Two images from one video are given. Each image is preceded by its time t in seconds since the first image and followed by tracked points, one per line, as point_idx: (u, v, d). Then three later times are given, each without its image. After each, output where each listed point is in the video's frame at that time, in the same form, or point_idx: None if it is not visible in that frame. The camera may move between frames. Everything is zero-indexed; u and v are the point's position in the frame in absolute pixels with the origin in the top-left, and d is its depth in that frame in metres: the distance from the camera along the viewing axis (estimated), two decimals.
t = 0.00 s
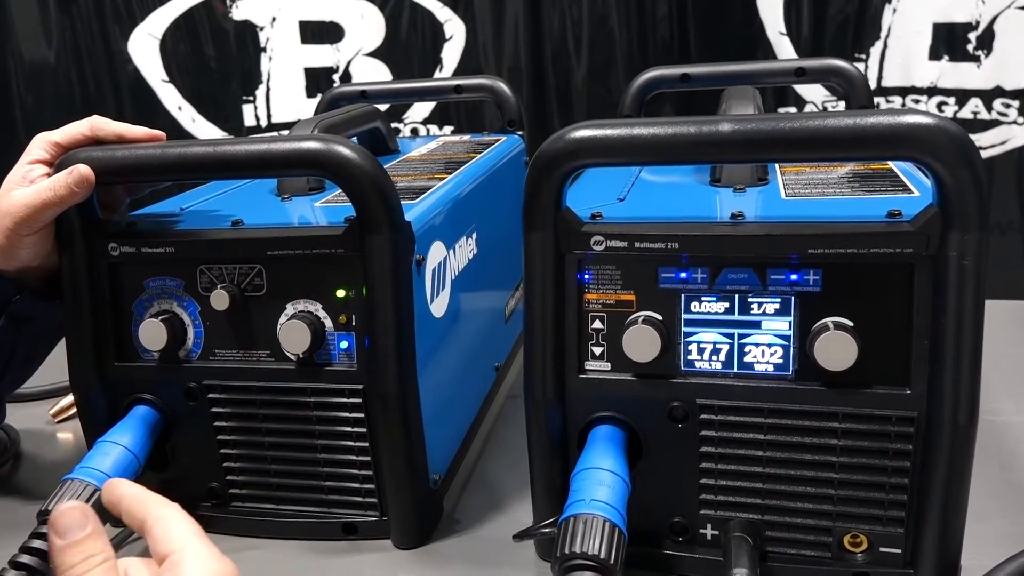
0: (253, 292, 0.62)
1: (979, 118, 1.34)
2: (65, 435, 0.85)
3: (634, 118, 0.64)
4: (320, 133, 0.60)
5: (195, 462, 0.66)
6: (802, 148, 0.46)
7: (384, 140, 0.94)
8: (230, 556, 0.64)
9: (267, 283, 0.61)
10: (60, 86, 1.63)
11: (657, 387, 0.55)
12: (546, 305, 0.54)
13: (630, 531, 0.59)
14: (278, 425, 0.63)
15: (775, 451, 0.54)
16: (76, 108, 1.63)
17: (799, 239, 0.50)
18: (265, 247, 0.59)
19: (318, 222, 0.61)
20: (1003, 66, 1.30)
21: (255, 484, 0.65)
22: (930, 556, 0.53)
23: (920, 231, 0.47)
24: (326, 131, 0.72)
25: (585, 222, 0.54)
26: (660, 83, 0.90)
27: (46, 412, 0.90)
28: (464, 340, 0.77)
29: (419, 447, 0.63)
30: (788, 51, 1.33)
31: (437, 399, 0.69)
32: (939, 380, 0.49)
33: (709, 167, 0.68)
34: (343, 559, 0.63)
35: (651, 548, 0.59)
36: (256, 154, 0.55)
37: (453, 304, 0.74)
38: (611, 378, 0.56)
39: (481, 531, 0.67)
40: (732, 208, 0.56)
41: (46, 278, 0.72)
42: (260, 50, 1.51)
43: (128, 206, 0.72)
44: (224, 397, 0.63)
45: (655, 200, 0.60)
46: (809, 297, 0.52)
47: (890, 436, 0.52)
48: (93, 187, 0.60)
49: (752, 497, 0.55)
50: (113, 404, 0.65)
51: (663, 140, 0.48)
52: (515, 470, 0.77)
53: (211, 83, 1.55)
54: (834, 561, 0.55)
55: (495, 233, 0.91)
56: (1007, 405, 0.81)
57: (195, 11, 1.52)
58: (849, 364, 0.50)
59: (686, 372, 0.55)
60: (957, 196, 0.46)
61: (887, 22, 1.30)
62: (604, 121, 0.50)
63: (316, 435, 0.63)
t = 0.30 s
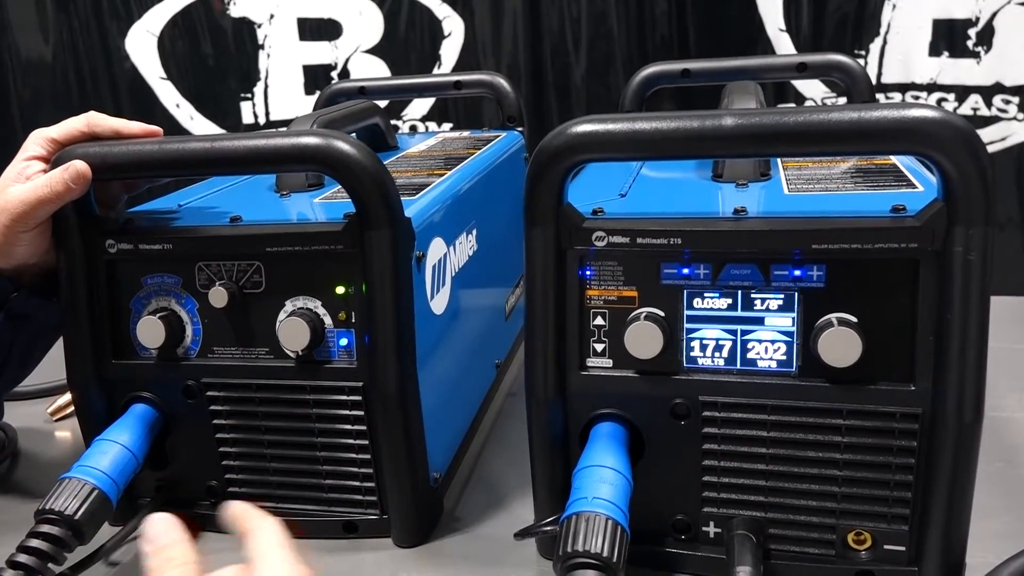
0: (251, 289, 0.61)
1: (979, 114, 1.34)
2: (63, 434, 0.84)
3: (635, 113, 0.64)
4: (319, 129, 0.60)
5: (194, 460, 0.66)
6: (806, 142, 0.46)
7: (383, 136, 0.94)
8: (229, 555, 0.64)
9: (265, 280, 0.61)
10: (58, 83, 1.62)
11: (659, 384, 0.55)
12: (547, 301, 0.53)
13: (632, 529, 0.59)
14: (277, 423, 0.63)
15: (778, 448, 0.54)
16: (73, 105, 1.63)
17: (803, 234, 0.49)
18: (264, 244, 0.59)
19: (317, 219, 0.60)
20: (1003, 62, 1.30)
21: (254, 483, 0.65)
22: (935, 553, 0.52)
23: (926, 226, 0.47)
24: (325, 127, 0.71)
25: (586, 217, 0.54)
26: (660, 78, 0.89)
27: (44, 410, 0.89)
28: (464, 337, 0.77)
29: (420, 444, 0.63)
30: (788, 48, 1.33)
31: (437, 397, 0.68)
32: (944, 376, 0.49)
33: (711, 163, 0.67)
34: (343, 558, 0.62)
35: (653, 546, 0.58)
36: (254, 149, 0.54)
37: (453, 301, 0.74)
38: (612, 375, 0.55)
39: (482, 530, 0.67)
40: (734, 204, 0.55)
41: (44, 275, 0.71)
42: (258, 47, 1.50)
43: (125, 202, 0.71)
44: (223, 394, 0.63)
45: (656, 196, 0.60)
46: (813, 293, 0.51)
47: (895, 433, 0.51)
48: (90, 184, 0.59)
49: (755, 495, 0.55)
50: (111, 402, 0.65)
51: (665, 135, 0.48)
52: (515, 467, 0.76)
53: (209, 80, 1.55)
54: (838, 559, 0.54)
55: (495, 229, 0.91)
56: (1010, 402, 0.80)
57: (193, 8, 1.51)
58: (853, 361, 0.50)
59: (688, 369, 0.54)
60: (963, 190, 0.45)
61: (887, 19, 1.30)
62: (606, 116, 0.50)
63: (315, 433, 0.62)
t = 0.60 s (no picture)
0: (250, 286, 0.61)
1: (979, 111, 1.33)
2: (62, 432, 0.84)
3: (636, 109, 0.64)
4: (318, 125, 0.59)
5: (193, 459, 0.65)
6: (808, 139, 0.45)
7: (382, 133, 0.93)
8: (229, 554, 0.64)
9: (265, 277, 0.60)
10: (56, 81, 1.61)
11: (660, 382, 0.55)
12: (549, 299, 0.53)
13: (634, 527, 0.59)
14: (277, 421, 0.62)
15: (780, 446, 0.53)
16: (72, 103, 1.62)
17: (805, 230, 0.49)
18: (264, 241, 0.59)
19: (317, 216, 0.60)
20: (1003, 59, 1.29)
21: (254, 481, 0.65)
22: (937, 551, 0.52)
23: (928, 223, 0.47)
24: (324, 123, 0.71)
25: (588, 214, 0.53)
26: (661, 75, 0.89)
27: (43, 409, 0.89)
28: (464, 335, 0.77)
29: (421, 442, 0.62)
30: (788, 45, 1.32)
31: (437, 394, 0.68)
32: (947, 374, 0.49)
33: (712, 159, 0.67)
34: (344, 557, 0.62)
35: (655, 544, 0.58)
36: (253, 146, 0.54)
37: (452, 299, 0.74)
38: (614, 373, 0.55)
39: (483, 528, 0.66)
40: (736, 201, 0.55)
41: (42, 273, 0.71)
42: (257, 44, 1.50)
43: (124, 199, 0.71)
44: (222, 393, 0.63)
45: (657, 192, 0.60)
46: (815, 290, 0.51)
47: (897, 431, 0.51)
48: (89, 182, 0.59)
49: (757, 493, 0.55)
50: (110, 401, 0.65)
51: (667, 131, 0.47)
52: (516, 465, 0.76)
53: (208, 78, 1.54)
54: (840, 557, 0.54)
55: (495, 227, 0.91)
56: (1011, 400, 0.80)
57: (192, 5, 1.51)
58: (855, 358, 0.50)
59: (690, 367, 0.54)
60: (966, 187, 0.45)
61: (887, 15, 1.30)
62: (607, 112, 0.50)
63: (315, 431, 0.62)
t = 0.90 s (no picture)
0: (247, 285, 0.61)
1: (977, 109, 1.33)
2: (60, 430, 0.84)
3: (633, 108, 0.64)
4: (315, 123, 0.59)
5: (190, 457, 0.65)
6: (804, 137, 0.45)
7: (380, 132, 0.93)
8: (226, 552, 0.64)
9: (262, 276, 0.60)
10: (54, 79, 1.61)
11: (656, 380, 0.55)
12: (545, 297, 0.53)
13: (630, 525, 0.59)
14: (274, 420, 0.62)
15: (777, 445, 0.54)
16: (70, 102, 1.62)
17: (801, 229, 0.49)
18: (261, 240, 0.59)
19: (313, 214, 0.60)
20: (1001, 57, 1.29)
21: (252, 480, 0.65)
22: (933, 550, 0.52)
23: (924, 221, 0.47)
24: (321, 122, 0.71)
25: (584, 213, 0.53)
26: (659, 73, 0.89)
27: (40, 407, 0.89)
28: (462, 333, 0.77)
29: (418, 441, 0.62)
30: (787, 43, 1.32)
31: (435, 393, 0.68)
32: (943, 372, 0.49)
33: (709, 158, 0.67)
34: (341, 555, 0.62)
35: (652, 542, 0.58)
36: (250, 145, 0.54)
37: (450, 297, 0.74)
38: (610, 372, 0.55)
39: (480, 526, 0.66)
40: (733, 199, 0.55)
41: (39, 271, 0.71)
42: (255, 43, 1.50)
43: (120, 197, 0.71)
44: (220, 391, 0.63)
45: (654, 191, 0.60)
46: (812, 289, 0.51)
47: (893, 429, 0.51)
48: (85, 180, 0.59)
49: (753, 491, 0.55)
50: (107, 399, 0.65)
51: (664, 130, 0.47)
52: (514, 463, 0.76)
53: (206, 76, 1.54)
54: (837, 555, 0.54)
55: (493, 225, 0.91)
56: (1009, 398, 0.80)
57: (190, 4, 1.51)
58: (851, 357, 0.50)
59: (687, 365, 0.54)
60: (962, 185, 0.45)
61: (885, 14, 1.30)
62: (603, 111, 0.50)
63: (313, 430, 0.62)
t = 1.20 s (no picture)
0: (246, 282, 0.61)
1: (976, 106, 1.33)
2: (59, 428, 0.84)
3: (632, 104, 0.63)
4: (314, 120, 0.59)
5: (189, 455, 0.65)
6: (804, 134, 0.45)
7: (379, 129, 0.93)
8: (226, 549, 0.64)
9: (261, 273, 0.60)
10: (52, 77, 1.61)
11: (656, 377, 0.55)
12: (545, 294, 0.53)
13: (630, 521, 0.59)
14: (273, 417, 0.62)
15: (776, 441, 0.54)
16: (68, 100, 1.62)
17: (800, 226, 0.49)
18: (260, 237, 0.59)
19: (313, 212, 0.60)
20: (1001, 54, 1.29)
21: (251, 477, 0.65)
22: (932, 546, 0.52)
23: (924, 218, 0.47)
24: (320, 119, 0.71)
25: (583, 209, 0.53)
26: (659, 70, 0.89)
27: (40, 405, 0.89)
28: (461, 330, 0.77)
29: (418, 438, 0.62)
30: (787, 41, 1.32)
31: (434, 390, 0.68)
32: (942, 368, 0.49)
33: (708, 155, 0.67)
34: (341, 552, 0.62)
35: (651, 539, 0.58)
36: (248, 142, 0.54)
37: (450, 294, 0.74)
38: (609, 368, 0.55)
39: (480, 523, 0.66)
40: (732, 196, 0.55)
41: (39, 269, 0.71)
42: (254, 40, 1.50)
43: (119, 194, 0.71)
44: (219, 388, 0.63)
45: (653, 188, 0.60)
46: (811, 286, 0.51)
47: (892, 426, 0.51)
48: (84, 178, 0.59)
49: (753, 488, 0.55)
50: (106, 397, 0.65)
51: (662, 127, 0.47)
52: (514, 460, 0.76)
53: (205, 74, 1.54)
54: (836, 552, 0.54)
55: (492, 223, 0.91)
56: (1009, 395, 0.80)
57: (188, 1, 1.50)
58: (851, 353, 0.50)
59: (686, 362, 0.54)
60: (961, 182, 0.45)
61: (884, 11, 1.30)
62: (602, 108, 0.50)
63: (313, 427, 0.62)
